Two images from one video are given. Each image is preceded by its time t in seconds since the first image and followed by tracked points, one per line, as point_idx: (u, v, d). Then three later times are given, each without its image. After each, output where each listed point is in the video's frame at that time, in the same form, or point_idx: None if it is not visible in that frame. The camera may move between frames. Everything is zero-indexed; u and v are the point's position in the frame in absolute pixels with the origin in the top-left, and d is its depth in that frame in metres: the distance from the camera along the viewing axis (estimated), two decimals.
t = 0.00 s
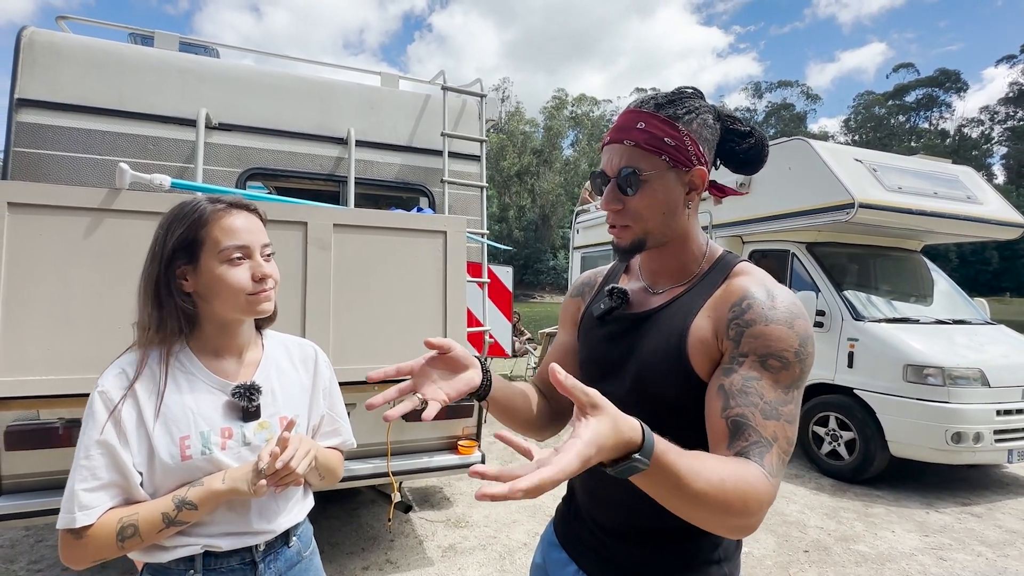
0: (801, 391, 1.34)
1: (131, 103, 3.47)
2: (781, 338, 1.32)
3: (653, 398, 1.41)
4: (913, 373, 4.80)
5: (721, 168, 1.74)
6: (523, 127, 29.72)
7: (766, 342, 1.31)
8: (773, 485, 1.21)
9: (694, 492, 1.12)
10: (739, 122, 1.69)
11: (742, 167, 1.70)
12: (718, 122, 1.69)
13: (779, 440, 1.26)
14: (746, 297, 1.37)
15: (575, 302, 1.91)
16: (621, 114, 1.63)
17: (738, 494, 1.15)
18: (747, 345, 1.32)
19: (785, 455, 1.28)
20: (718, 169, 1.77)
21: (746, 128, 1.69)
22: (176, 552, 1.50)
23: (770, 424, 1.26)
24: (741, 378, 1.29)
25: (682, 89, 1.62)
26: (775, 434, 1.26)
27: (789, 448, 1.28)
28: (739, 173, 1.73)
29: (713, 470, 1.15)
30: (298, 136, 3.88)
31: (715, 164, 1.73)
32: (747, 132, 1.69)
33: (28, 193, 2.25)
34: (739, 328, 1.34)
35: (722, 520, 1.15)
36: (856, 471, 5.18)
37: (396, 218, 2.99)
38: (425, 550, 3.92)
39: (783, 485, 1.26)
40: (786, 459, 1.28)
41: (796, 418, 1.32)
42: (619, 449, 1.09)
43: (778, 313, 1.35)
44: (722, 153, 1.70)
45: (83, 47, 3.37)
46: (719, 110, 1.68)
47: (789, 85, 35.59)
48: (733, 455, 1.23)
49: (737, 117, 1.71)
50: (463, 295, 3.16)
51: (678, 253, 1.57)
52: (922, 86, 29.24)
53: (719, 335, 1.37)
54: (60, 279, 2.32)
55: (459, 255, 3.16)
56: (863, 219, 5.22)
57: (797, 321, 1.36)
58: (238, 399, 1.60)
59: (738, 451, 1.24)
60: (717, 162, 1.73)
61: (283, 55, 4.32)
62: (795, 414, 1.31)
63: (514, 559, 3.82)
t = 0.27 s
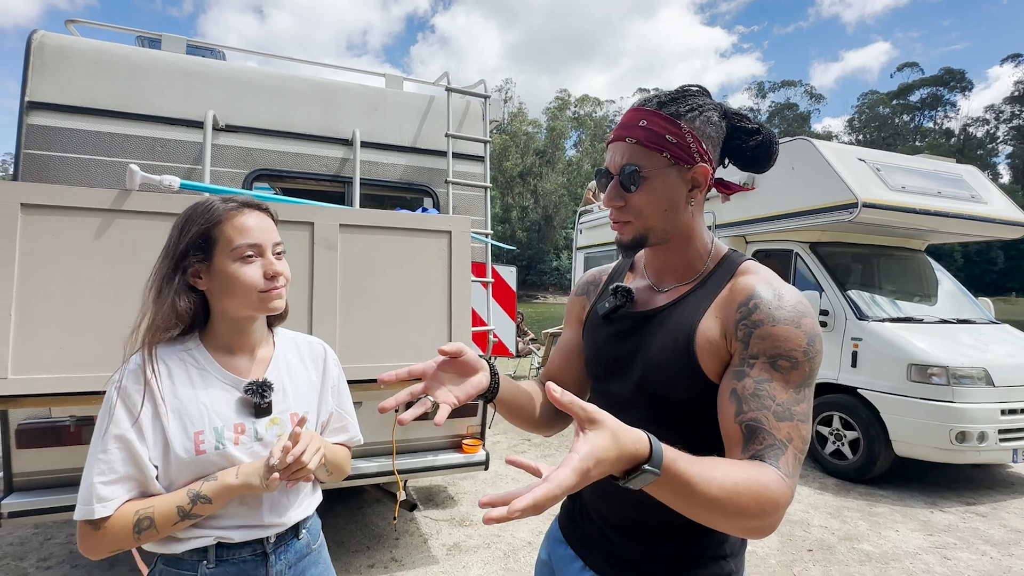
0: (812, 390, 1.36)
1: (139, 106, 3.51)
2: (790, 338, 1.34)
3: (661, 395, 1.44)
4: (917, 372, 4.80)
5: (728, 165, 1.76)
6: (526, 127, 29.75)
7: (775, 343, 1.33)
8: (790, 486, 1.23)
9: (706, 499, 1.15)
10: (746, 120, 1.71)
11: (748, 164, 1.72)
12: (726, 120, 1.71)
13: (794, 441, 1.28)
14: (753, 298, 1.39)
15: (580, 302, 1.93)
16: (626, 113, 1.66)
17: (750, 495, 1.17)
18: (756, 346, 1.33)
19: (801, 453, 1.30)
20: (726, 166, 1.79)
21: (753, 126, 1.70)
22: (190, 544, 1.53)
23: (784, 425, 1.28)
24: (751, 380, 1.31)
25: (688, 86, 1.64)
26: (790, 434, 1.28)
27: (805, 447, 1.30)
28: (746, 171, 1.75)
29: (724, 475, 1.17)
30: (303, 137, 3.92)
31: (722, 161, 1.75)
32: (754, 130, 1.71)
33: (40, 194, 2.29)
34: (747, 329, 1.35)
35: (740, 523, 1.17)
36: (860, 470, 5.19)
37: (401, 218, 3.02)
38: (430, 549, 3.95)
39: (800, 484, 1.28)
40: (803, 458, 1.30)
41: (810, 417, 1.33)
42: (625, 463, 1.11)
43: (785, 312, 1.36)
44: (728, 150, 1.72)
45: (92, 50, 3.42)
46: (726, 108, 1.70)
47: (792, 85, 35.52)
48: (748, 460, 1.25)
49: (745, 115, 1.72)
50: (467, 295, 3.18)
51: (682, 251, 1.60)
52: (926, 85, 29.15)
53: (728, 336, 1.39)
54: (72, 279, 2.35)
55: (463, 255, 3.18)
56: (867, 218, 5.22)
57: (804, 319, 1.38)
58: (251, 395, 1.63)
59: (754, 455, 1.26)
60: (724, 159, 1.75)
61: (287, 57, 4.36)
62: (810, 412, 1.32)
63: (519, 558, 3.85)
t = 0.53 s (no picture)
0: (814, 392, 1.39)
1: (150, 110, 3.57)
2: (794, 340, 1.36)
3: (668, 395, 1.46)
4: (922, 373, 4.81)
5: (737, 170, 1.79)
6: (530, 128, 29.77)
7: (779, 346, 1.36)
8: (791, 486, 1.26)
9: (712, 495, 1.18)
10: (756, 124, 1.74)
11: (756, 168, 1.75)
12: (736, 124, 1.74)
13: (796, 442, 1.31)
14: (758, 301, 1.42)
15: (586, 303, 1.96)
16: (634, 117, 1.69)
17: (753, 496, 1.19)
18: (761, 348, 1.36)
19: (803, 454, 1.33)
20: (735, 170, 1.82)
21: (763, 130, 1.73)
22: (206, 539, 1.58)
23: (786, 427, 1.31)
24: (756, 382, 1.34)
25: (697, 91, 1.67)
26: (792, 436, 1.31)
27: (806, 449, 1.33)
28: (755, 175, 1.77)
29: (729, 474, 1.21)
30: (310, 140, 3.96)
31: (731, 165, 1.77)
32: (763, 134, 1.73)
33: (56, 198, 2.34)
34: (752, 331, 1.38)
35: (743, 522, 1.20)
36: (865, 470, 5.20)
37: (408, 220, 3.06)
38: (436, 547, 3.99)
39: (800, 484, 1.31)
40: (804, 459, 1.33)
41: (812, 419, 1.37)
42: (638, 460, 1.15)
43: (790, 315, 1.39)
44: (737, 154, 1.75)
45: (104, 55, 3.47)
46: (736, 112, 1.72)
47: (798, 84, 35.42)
48: (750, 459, 1.28)
49: (755, 119, 1.75)
50: (473, 296, 3.22)
51: (688, 253, 1.63)
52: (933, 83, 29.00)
53: (733, 338, 1.42)
54: (87, 281, 2.40)
55: (469, 256, 3.22)
56: (872, 219, 5.23)
57: (809, 322, 1.41)
58: (265, 395, 1.67)
59: (755, 455, 1.28)
60: (734, 163, 1.78)
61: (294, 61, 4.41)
62: (811, 415, 1.36)
63: (524, 556, 3.88)
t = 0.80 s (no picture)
0: (822, 388, 1.42)
1: (160, 112, 3.62)
2: (802, 337, 1.39)
3: (677, 393, 1.49)
4: (929, 372, 4.80)
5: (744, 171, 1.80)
6: (535, 127, 29.79)
7: (788, 342, 1.39)
8: (799, 479, 1.29)
9: (721, 488, 1.21)
10: (764, 125, 1.75)
11: (763, 169, 1.77)
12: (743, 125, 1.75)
13: (803, 436, 1.34)
14: (766, 298, 1.45)
15: (592, 302, 1.98)
16: (640, 119, 1.72)
17: (759, 491, 1.22)
18: (770, 344, 1.39)
19: (810, 449, 1.36)
20: (742, 171, 1.84)
21: (770, 132, 1.75)
22: (218, 531, 1.62)
23: (794, 421, 1.34)
24: (764, 377, 1.37)
25: (705, 92, 1.69)
26: (800, 430, 1.34)
27: (814, 443, 1.35)
28: (762, 176, 1.79)
29: (738, 468, 1.23)
30: (318, 142, 4.01)
31: (739, 166, 1.79)
32: (770, 135, 1.75)
33: (71, 200, 2.39)
34: (761, 328, 1.41)
35: (750, 514, 1.23)
36: (871, 470, 5.20)
37: (415, 221, 3.10)
38: (442, 544, 4.03)
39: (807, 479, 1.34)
40: (812, 454, 1.36)
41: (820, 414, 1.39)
42: (649, 456, 1.18)
43: (798, 312, 1.42)
44: (744, 155, 1.77)
45: (116, 59, 3.53)
46: (743, 113, 1.74)
47: (804, 82, 35.24)
48: (758, 454, 1.31)
49: (762, 121, 1.77)
50: (479, 295, 3.26)
51: (693, 252, 1.66)
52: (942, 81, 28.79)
53: (742, 334, 1.45)
54: (101, 281, 2.45)
55: (475, 256, 3.26)
56: (878, 218, 5.23)
57: (816, 319, 1.44)
58: (272, 389, 1.72)
59: (764, 451, 1.32)
60: (741, 164, 1.80)
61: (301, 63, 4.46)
62: (819, 410, 1.38)
63: (530, 554, 3.92)
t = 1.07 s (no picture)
0: (829, 385, 1.43)
1: (172, 113, 3.66)
2: (811, 332, 1.41)
3: (690, 389, 1.50)
4: (937, 371, 4.79)
5: (753, 169, 1.82)
6: (542, 127, 29.75)
7: (797, 337, 1.40)
8: (799, 472, 1.32)
9: (699, 472, 1.24)
10: (772, 124, 1.77)
11: (771, 167, 1.78)
12: (751, 124, 1.77)
13: (807, 430, 1.35)
14: (776, 293, 1.46)
15: (596, 294, 1.97)
16: (650, 117, 1.74)
17: (746, 477, 1.25)
18: (779, 338, 1.41)
19: (813, 445, 1.37)
20: (750, 170, 1.85)
21: (778, 130, 1.76)
22: (230, 523, 1.65)
23: (797, 415, 1.36)
24: (771, 371, 1.39)
25: (713, 91, 1.71)
26: (803, 424, 1.36)
27: (818, 439, 1.37)
28: (770, 174, 1.80)
29: (720, 454, 1.26)
30: (326, 141, 4.04)
31: (747, 165, 1.81)
32: (778, 134, 1.76)
33: (86, 199, 2.43)
34: (771, 322, 1.43)
35: (749, 501, 1.26)
36: (879, 469, 5.18)
37: (423, 219, 3.12)
38: (449, 541, 4.06)
39: (809, 474, 1.35)
40: (814, 448, 1.37)
41: (826, 410, 1.40)
42: (616, 434, 1.25)
43: (808, 307, 1.44)
44: (752, 153, 1.78)
45: (128, 60, 3.58)
46: (751, 112, 1.76)
47: (813, 79, 35.03)
48: (757, 444, 1.33)
49: (770, 120, 1.78)
50: (486, 294, 3.28)
51: (702, 249, 1.67)
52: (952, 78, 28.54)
53: (751, 328, 1.47)
54: (116, 279, 2.49)
55: (482, 254, 3.28)
56: (886, 216, 5.21)
57: (826, 314, 1.45)
58: (280, 384, 1.73)
59: (766, 442, 1.34)
60: (749, 163, 1.81)
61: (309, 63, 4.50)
62: (825, 405, 1.39)
63: (536, 551, 3.94)
